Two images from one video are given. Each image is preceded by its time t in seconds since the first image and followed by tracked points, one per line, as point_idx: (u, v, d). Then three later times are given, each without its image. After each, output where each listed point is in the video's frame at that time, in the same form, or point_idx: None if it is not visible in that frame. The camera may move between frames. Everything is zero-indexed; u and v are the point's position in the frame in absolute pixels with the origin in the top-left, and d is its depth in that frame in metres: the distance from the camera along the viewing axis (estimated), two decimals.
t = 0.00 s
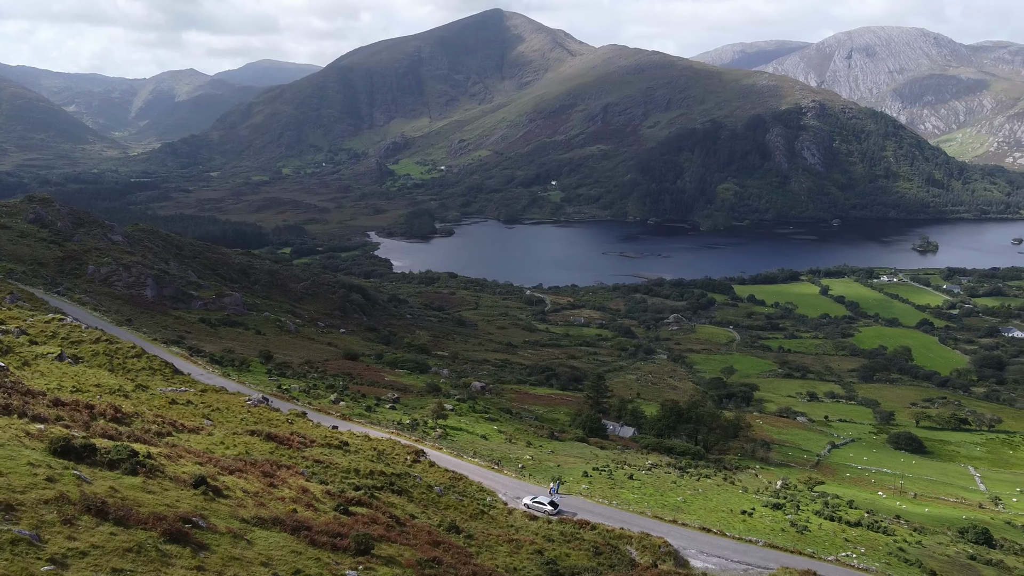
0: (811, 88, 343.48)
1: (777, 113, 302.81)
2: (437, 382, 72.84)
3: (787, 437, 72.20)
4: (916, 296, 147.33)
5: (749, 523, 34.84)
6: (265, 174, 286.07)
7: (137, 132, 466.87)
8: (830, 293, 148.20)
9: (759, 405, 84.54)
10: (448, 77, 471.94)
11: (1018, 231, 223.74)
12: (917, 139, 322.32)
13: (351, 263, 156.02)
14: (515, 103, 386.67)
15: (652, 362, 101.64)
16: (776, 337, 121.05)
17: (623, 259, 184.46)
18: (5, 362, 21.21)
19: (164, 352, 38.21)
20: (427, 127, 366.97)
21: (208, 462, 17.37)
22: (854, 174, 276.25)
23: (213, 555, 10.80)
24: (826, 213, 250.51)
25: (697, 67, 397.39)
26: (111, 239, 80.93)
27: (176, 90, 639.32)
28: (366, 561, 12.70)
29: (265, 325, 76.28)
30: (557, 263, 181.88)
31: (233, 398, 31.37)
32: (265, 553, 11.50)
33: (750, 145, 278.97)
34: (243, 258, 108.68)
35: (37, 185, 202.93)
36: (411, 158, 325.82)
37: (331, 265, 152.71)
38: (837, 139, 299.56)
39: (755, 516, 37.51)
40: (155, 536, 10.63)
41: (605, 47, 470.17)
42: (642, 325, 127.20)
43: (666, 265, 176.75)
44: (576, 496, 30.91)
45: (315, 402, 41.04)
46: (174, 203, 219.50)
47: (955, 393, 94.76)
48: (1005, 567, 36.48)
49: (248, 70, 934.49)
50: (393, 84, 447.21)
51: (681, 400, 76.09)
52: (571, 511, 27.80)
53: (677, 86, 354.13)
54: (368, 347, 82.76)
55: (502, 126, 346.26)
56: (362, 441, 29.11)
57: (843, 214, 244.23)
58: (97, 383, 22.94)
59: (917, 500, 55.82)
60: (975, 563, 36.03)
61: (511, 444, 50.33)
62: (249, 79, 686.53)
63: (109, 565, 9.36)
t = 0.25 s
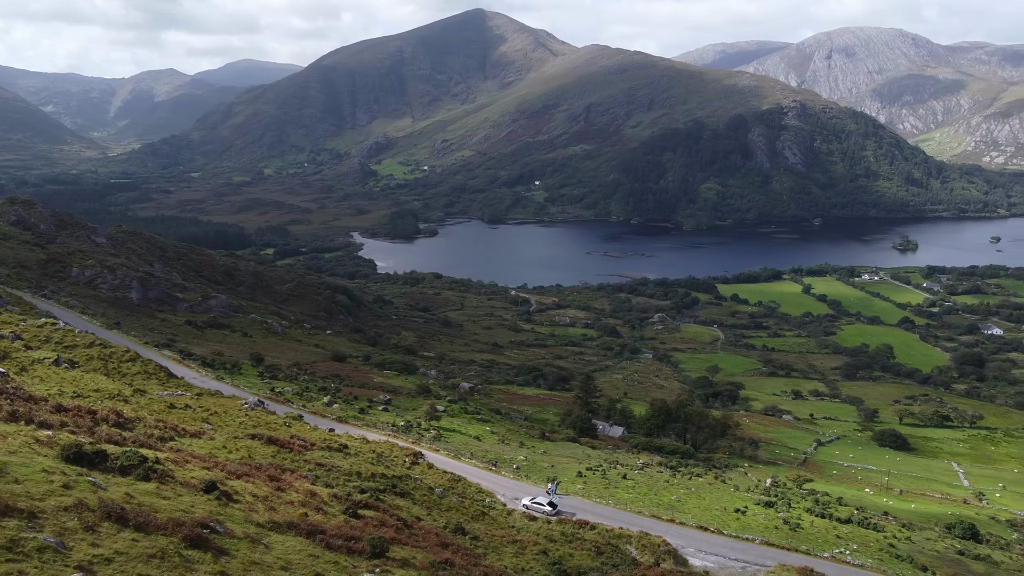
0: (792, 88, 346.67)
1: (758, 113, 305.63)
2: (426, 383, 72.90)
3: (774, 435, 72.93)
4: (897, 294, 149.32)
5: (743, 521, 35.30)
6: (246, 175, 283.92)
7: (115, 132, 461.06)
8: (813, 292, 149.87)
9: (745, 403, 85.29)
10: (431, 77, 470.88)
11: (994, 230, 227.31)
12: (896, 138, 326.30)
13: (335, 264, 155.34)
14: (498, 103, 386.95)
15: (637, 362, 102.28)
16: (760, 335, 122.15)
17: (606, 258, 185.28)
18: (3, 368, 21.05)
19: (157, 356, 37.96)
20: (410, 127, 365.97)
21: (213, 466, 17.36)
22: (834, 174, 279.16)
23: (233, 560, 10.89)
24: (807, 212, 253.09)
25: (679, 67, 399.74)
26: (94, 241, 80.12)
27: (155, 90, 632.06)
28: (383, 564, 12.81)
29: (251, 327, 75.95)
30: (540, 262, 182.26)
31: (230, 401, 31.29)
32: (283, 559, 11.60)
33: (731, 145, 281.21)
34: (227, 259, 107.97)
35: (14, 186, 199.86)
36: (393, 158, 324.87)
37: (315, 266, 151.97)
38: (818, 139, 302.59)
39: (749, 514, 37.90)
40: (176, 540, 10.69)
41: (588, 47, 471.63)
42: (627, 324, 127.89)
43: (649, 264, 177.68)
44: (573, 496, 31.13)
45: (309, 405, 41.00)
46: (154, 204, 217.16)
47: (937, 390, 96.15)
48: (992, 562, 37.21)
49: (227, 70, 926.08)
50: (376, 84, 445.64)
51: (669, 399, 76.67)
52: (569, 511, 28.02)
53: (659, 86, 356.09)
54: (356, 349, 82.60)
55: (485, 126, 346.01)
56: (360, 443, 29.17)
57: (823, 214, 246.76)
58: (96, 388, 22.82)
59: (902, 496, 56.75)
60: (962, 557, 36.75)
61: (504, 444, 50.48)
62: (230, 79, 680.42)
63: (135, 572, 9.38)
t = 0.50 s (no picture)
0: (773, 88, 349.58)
1: (740, 113, 308.05)
2: (415, 384, 72.85)
3: (761, 434, 73.63)
4: (879, 292, 151.16)
5: (737, 519, 35.71)
6: (228, 176, 281.47)
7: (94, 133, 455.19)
8: (795, 290, 151.31)
9: (732, 402, 85.97)
10: (414, 76, 469.85)
11: (973, 228, 230.75)
12: (876, 138, 330.18)
13: (319, 265, 154.54)
14: (481, 103, 386.76)
15: (624, 362, 102.75)
16: (744, 334, 123.19)
17: (590, 258, 185.79)
18: (4, 375, 20.91)
19: (150, 360, 37.73)
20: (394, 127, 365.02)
21: (220, 471, 17.39)
22: (816, 173, 281.95)
23: (254, 565, 11.03)
24: (789, 211, 255.51)
25: (661, 67, 401.80)
26: (78, 244, 79.27)
27: (134, 90, 624.72)
28: (398, 567, 12.93)
29: (238, 330, 75.47)
30: (524, 263, 182.59)
31: (227, 405, 31.17)
32: (301, 563, 11.71)
33: (713, 145, 283.03)
34: (211, 261, 107.07)
35: None
36: (377, 159, 323.71)
37: (299, 267, 151.21)
38: (799, 139, 305.43)
39: (743, 513, 38.31)
40: (196, 547, 10.81)
41: (571, 47, 472.93)
42: (613, 324, 128.37)
43: (632, 263, 178.62)
44: (570, 497, 31.37)
45: (304, 407, 40.94)
46: (135, 205, 214.70)
47: (919, 387, 97.51)
48: (981, 557, 37.90)
49: (207, 71, 917.38)
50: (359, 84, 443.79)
51: (657, 399, 77.17)
52: (568, 511, 28.25)
53: (642, 86, 357.70)
54: (343, 350, 82.36)
55: (468, 125, 345.67)
56: (359, 446, 29.20)
57: (805, 213, 249.12)
58: (96, 393, 22.73)
59: (889, 492, 57.57)
60: (949, 552, 37.45)
61: (496, 445, 50.63)
62: (210, 79, 674.38)
63: None
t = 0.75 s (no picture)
0: (755, 89, 352.43)
1: (722, 113, 310.46)
2: (404, 385, 72.72)
3: (749, 432, 74.32)
4: (860, 291, 152.94)
5: (731, 516, 36.31)
6: (210, 176, 279.06)
7: (72, 133, 449.37)
8: (778, 289, 152.70)
9: (718, 401, 86.63)
10: (396, 76, 468.20)
11: (952, 227, 234.07)
12: (856, 138, 333.99)
13: (303, 266, 153.74)
14: (465, 103, 386.62)
15: (610, 361, 103.18)
16: (729, 333, 124.02)
17: (574, 258, 186.42)
18: (3, 381, 20.76)
19: (143, 364, 37.46)
20: (377, 127, 364.02)
21: (226, 476, 17.41)
22: (797, 173, 284.71)
23: (274, 568, 11.16)
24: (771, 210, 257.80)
25: (644, 67, 403.93)
26: (61, 246, 78.39)
27: (112, 90, 617.57)
28: (413, 569, 13.08)
29: (225, 332, 74.90)
30: (508, 262, 182.66)
31: (223, 409, 31.04)
32: (319, 568, 11.83)
33: (696, 145, 284.81)
34: (195, 263, 106.16)
35: None
36: (360, 159, 322.43)
37: (282, 268, 150.10)
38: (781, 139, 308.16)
39: (736, 511, 38.72)
40: (217, 552, 10.92)
41: (554, 48, 474.36)
42: (598, 324, 128.81)
43: (616, 263, 179.25)
44: (568, 498, 31.53)
45: (299, 410, 40.85)
46: (115, 206, 212.37)
47: (901, 384, 98.82)
48: (969, 552, 38.60)
49: (187, 70, 908.39)
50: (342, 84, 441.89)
51: (646, 398, 77.59)
52: (567, 512, 28.47)
53: (624, 86, 359.26)
54: (331, 352, 82.05)
55: (452, 125, 344.99)
56: (358, 448, 29.24)
57: (787, 212, 251.48)
58: (95, 399, 22.62)
59: (877, 489, 58.35)
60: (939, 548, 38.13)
61: (490, 446, 50.64)
62: (191, 79, 668.11)
63: None
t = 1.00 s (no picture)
0: (740, 89, 354.73)
1: (707, 113, 312.26)
2: (394, 387, 72.54)
3: (738, 431, 74.84)
4: (845, 290, 154.40)
5: (726, 515, 36.68)
6: (194, 177, 277.06)
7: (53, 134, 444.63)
8: (764, 289, 153.75)
9: (707, 400, 87.13)
10: (382, 76, 466.94)
11: (934, 226, 236.92)
12: (840, 138, 336.92)
13: (289, 267, 153.02)
14: (450, 103, 386.38)
15: (598, 361, 103.47)
16: (716, 333, 124.83)
17: (561, 258, 186.82)
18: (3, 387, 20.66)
19: (137, 368, 37.22)
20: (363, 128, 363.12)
21: (232, 479, 17.44)
22: (781, 172, 286.95)
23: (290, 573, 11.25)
24: (756, 210, 259.73)
25: (629, 67, 405.58)
26: (47, 248, 77.60)
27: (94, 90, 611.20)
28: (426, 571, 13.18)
29: (213, 334, 74.34)
30: (494, 263, 182.76)
31: (221, 412, 30.91)
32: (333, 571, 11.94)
33: (681, 145, 286.12)
34: (181, 265, 105.33)
35: None
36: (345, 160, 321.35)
37: (268, 269, 149.29)
38: (765, 139, 310.44)
39: (731, 510, 39.06)
40: (234, 556, 11.02)
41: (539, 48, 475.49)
42: (586, 324, 129.12)
43: (602, 263, 179.84)
44: (567, 498, 31.69)
45: (294, 413, 40.79)
46: (98, 207, 210.45)
47: (887, 382, 99.90)
48: (958, 549, 39.19)
49: (170, 71, 901.10)
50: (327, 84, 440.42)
51: (636, 398, 77.97)
52: (566, 513, 28.65)
53: (610, 86, 360.46)
54: (320, 354, 81.72)
55: (437, 125, 344.47)
56: (357, 451, 29.23)
57: (772, 211, 253.33)
58: (95, 403, 22.53)
59: (866, 487, 59.00)
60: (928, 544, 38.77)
61: (485, 447, 50.74)
62: (174, 79, 662.93)
63: None
